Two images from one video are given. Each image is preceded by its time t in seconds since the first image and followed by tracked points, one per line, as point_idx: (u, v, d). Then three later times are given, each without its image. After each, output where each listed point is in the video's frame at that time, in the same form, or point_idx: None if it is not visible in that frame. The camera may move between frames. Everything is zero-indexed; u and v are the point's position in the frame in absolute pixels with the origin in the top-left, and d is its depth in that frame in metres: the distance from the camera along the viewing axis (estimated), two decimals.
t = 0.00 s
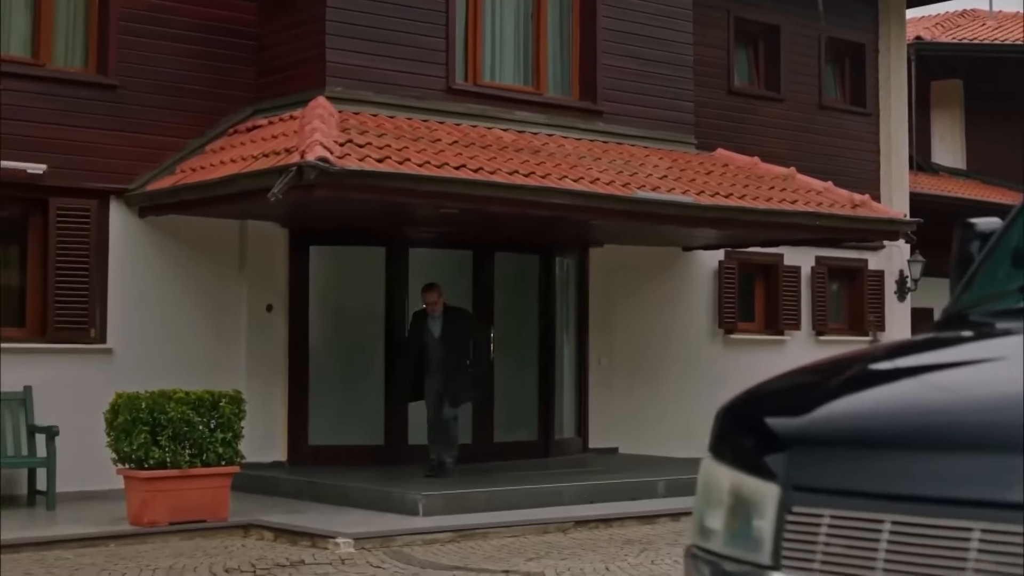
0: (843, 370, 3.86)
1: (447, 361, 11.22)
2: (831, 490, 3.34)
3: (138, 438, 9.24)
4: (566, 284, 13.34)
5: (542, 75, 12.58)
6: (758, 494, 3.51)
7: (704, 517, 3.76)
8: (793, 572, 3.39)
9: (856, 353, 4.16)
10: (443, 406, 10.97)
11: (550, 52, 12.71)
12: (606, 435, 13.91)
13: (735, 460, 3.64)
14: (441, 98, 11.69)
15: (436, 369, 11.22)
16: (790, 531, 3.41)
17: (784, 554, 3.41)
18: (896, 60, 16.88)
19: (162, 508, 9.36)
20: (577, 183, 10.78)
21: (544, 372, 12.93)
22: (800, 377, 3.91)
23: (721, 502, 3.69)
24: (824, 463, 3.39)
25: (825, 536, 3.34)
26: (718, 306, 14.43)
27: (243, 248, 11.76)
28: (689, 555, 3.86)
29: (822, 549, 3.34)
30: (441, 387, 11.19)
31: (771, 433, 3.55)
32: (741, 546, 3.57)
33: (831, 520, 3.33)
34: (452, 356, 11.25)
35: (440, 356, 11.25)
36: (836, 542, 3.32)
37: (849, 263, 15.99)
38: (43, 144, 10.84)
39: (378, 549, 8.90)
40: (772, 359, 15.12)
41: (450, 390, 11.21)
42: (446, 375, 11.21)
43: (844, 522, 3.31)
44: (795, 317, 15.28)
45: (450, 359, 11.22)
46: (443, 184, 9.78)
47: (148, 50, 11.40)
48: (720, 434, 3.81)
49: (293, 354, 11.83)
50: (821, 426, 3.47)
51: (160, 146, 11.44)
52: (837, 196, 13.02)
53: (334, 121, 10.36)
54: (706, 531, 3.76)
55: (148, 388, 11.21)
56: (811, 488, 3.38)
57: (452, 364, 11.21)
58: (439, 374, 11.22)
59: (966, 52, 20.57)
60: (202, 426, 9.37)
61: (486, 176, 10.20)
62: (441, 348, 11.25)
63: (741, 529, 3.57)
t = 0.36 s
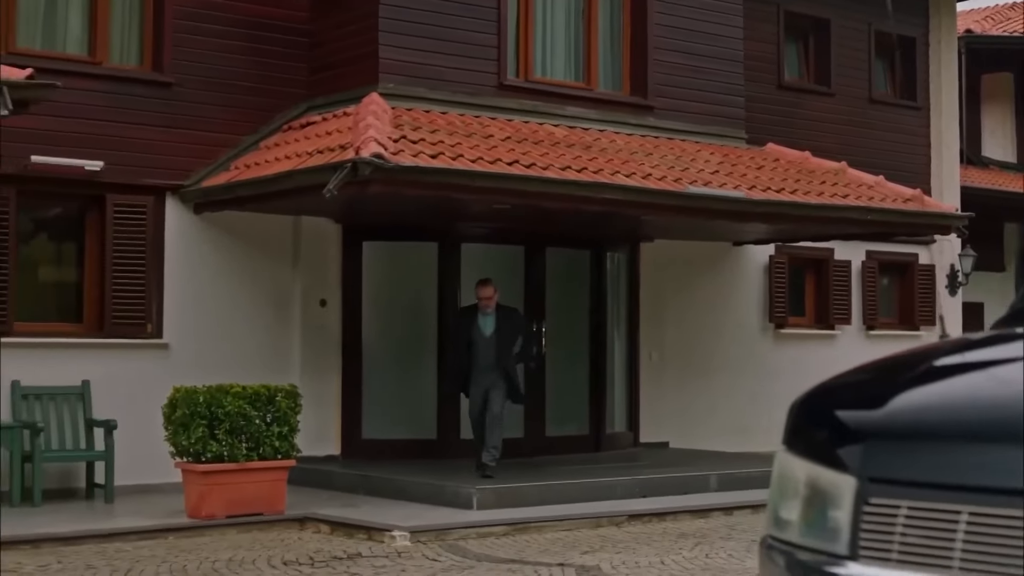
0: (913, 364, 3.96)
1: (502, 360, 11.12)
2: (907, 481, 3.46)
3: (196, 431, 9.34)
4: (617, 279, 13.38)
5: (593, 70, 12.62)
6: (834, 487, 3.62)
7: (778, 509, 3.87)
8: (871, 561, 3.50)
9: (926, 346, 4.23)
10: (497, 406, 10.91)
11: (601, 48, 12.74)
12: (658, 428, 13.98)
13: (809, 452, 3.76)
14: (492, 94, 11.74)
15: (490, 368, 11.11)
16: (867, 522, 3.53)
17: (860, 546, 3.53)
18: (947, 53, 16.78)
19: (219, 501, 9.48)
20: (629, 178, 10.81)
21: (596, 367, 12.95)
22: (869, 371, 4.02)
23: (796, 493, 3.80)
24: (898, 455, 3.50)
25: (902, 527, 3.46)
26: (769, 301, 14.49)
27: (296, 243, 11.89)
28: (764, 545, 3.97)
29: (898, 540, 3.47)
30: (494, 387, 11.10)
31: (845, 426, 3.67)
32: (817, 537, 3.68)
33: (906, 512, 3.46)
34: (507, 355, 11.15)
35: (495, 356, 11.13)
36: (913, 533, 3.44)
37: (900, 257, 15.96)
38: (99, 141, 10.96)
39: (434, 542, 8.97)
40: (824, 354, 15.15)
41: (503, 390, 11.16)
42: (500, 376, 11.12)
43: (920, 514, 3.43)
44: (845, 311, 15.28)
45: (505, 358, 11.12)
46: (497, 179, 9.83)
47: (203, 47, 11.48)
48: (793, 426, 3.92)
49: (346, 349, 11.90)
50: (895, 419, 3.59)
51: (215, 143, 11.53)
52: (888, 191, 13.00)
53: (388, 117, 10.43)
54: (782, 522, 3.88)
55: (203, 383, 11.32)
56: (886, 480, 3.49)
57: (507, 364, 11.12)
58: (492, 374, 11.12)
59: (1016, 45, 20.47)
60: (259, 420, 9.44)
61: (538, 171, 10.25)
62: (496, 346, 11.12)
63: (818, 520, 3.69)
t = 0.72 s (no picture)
0: (978, 364, 4.10)
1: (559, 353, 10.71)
2: (997, 473, 3.56)
3: (263, 425, 9.45)
4: (676, 274, 13.40)
5: (654, 66, 12.65)
6: (923, 479, 3.70)
7: (864, 501, 3.94)
8: (961, 552, 3.60)
9: (1003, 344, 4.32)
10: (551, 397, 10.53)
11: (662, 44, 12.78)
12: (717, 422, 14.00)
13: (895, 445, 3.84)
14: (553, 90, 11.80)
15: (547, 361, 10.67)
16: (957, 513, 3.62)
17: (951, 537, 3.63)
18: (1007, 48, 16.75)
19: (285, 494, 9.60)
20: (690, 174, 10.85)
21: (656, 363, 12.98)
22: (940, 368, 4.14)
23: (883, 485, 3.87)
24: (988, 448, 3.60)
25: (992, 518, 3.57)
26: (829, 297, 14.50)
27: (359, 241, 11.96)
28: (848, 536, 4.04)
29: (989, 532, 3.57)
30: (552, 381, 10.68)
31: (931, 420, 3.77)
32: (905, 528, 3.76)
33: (996, 504, 3.56)
34: (565, 349, 10.73)
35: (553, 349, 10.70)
36: (1004, 525, 3.54)
37: (960, 252, 15.90)
38: (166, 138, 11.11)
39: (498, 536, 9.05)
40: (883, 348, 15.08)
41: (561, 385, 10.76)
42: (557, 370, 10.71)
43: (1011, 506, 3.53)
44: (905, 306, 15.24)
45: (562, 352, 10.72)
46: (559, 175, 9.89)
47: (268, 45, 11.59)
48: (877, 419, 4.00)
49: (407, 344, 12.02)
50: (981, 413, 3.69)
51: (279, 140, 11.64)
52: (949, 185, 12.97)
53: (451, 114, 10.51)
54: (868, 514, 3.94)
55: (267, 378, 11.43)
56: (975, 472, 3.58)
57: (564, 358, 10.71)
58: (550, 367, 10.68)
59: None
60: (324, 414, 9.52)
61: (599, 167, 10.31)
62: (555, 339, 10.69)
63: (905, 512, 3.77)
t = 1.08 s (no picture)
0: None
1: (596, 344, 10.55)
2: None
3: (314, 417, 9.56)
4: (722, 267, 13.44)
5: (699, 60, 12.69)
6: (998, 468, 3.76)
7: (938, 490, 3.97)
8: None
9: None
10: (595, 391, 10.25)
11: (707, 38, 12.81)
12: (763, 414, 13.92)
13: (968, 435, 3.88)
14: (600, 85, 11.87)
15: (584, 351, 10.53)
16: None
17: None
18: None
19: (336, 486, 9.69)
20: (737, 167, 10.91)
21: (701, 355, 13.06)
22: (1006, 360, 4.21)
23: (958, 474, 3.91)
24: None
25: None
26: (873, 289, 14.52)
27: (407, 235, 12.04)
28: (923, 526, 4.07)
29: None
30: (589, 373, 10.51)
31: (1003, 410, 3.83)
32: (981, 517, 3.81)
33: None
34: (603, 340, 10.59)
35: (590, 339, 10.56)
36: None
37: (1005, 244, 15.88)
38: (216, 133, 11.22)
39: (548, 527, 9.14)
40: (926, 341, 15.09)
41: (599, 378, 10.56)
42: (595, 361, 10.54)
43: None
44: (950, 299, 15.24)
45: (599, 344, 10.56)
46: (607, 169, 9.97)
47: (317, 41, 11.70)
48: (949, 410, 4.03)
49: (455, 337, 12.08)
50: None
51: (328, 134, 11.75)
52: (995, 178, 12.97)
53: (499, 109, 10.60)
54: (942, 502, 3.97)
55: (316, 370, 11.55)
56: None
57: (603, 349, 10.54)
58: (587, 358, 10.54)
59: None
60: (374, 405, 9.63)
61: (647, 161, 10.38)
62: (592, 329, 10.57)
63: (981, 501, 3.81)
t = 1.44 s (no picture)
0: None
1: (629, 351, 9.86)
2: None
3: (363, 411, 9.68)
4: (764, 262, 13.49)
5: (742, 55, 12.74)
6: None
7: (1012, 480, 4.79)
8: None
9: None
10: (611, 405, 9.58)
11: (749, 34, 12.85)
12: (804, 408, 13.95)
13: None
14: (644, 80, 11.93)
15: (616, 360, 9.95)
16: None
17: None
18: None
19: (384, 479, 9.83)
20: (781, 162, 10.96)
21: (744, 348, 13.11)
22: None
23: None
24: None
25: None
26: (914, 282, 14.56)
27: (452, 230, 12.10)
28: (997, 511, 4.87)
29: None
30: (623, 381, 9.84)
31: None
32: None
33: None
34: (637, 348, 9.87)
35: (624, 347, 9.94)
36: None
37: None
38: (264, 130, 11.33)
39: (596, 519, 9.22)
40: (968, 335, 15.11)
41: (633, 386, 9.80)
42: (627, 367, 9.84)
43: None
44: (991, 294, 15.23)
45: (631, 350, 9.85)
46: (653, 165, 10.04)
47: (363, 37, 11.79)
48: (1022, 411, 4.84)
49: (499, 331, 12.20)
50: None
51: (374, 130, 11.83)
52: None
53: (544, 105, 10.67)
54: (1014, 490, 4.79)
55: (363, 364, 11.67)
56: None
57: (634, 356, 9.82)
58: (621, 368, 9.92)
59: None
60: (423, 399, 9.75)
61: (692, 156, 10.44)
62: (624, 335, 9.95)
63: None
